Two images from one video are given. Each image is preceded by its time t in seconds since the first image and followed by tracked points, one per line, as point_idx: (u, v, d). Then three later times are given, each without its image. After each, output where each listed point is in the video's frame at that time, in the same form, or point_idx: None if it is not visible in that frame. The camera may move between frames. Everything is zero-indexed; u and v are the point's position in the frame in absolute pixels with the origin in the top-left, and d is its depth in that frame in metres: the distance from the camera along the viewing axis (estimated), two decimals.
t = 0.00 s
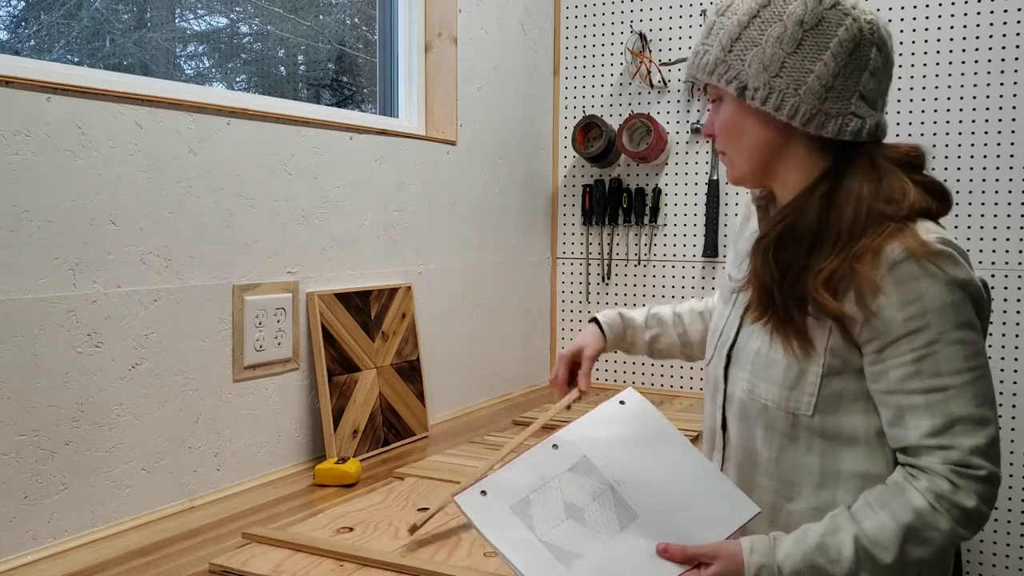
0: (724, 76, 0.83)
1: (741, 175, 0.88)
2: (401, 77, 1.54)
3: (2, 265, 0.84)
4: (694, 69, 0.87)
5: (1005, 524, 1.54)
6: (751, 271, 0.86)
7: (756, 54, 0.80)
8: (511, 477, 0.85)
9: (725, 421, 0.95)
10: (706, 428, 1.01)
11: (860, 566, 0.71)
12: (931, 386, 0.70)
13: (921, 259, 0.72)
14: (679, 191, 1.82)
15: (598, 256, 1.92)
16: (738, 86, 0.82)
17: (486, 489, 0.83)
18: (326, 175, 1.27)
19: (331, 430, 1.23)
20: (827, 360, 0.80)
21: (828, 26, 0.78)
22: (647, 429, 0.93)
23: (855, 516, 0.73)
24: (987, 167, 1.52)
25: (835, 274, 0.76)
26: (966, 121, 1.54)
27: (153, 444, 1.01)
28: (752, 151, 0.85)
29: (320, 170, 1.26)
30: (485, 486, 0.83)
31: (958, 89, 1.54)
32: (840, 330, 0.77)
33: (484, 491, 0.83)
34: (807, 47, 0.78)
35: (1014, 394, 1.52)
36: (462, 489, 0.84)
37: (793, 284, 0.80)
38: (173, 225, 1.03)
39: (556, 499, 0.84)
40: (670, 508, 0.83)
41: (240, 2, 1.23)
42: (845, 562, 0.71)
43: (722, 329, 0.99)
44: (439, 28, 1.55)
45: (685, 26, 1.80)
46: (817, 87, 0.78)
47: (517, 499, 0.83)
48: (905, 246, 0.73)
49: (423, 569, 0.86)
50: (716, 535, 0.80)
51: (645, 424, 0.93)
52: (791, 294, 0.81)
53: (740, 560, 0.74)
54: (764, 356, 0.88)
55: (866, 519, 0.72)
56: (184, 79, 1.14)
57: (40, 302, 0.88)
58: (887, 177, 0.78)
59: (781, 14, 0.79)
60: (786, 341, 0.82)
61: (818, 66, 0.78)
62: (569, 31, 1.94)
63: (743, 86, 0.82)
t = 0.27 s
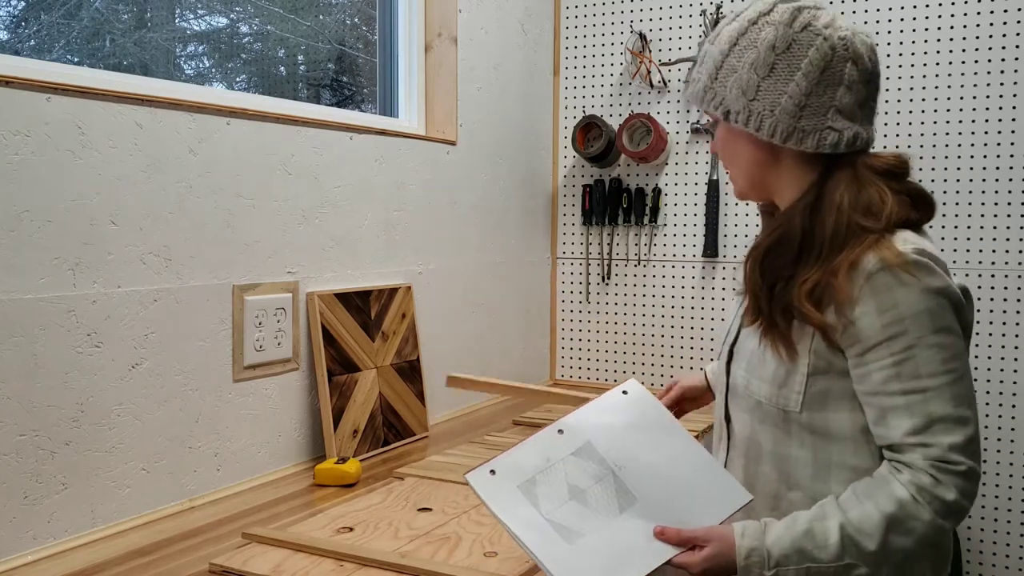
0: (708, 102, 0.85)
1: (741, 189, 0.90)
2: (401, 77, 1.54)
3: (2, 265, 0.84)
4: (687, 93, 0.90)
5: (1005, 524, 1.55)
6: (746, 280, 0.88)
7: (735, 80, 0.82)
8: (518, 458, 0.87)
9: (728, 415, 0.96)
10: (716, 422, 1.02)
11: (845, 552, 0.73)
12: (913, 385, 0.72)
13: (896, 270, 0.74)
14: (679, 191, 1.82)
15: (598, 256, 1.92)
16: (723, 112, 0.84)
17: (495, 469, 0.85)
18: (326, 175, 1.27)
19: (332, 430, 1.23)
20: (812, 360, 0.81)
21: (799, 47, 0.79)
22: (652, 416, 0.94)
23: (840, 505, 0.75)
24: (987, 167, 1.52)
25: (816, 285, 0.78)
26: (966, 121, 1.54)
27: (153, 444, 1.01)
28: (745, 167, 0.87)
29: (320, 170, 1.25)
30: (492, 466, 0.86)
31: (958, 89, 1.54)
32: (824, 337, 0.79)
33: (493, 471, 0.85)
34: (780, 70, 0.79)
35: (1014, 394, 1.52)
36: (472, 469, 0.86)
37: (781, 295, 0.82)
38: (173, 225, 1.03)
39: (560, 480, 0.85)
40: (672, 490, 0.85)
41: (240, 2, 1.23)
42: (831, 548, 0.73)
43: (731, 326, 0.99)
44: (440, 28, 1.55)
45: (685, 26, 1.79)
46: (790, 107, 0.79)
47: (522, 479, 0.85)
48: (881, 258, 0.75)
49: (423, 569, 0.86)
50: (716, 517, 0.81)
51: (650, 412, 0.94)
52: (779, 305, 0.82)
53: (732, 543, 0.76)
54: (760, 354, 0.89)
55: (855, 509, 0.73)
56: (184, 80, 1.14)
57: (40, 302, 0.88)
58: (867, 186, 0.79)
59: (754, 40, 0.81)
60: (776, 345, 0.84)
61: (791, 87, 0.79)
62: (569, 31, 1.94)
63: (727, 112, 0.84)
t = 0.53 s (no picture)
0: (713, 115, 0.87)
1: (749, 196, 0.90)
2: (400, 77, 1.54)
3: (2, 265, 0.84)
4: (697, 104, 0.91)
5: (1004, 523, 1.55)
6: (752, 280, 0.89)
7: (733, 93, 0.83)
8: (523, 438, 0.90)
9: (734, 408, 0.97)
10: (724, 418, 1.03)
11: (830, 535, 0.75)
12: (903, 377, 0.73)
13: (892, 264, 0.75)
14: (679, 191, 1.82)
15: (598, 256, 1.92)
16: (726, 125, 0.85)
17: (500, 447, 0.89)
18: (326, 175, 1.27)
19: (332, 430, 1.23)
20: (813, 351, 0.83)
21: (792, 58, 0.79)
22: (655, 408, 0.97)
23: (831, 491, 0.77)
24: (987, 167, 1.52)
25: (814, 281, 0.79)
26: (967, 121, 1.54)
27: (153, 444, 1.01)
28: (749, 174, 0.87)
29: (320, 170, 1.25)
30: (499, 445, 0.89)
31: (958, 89, 1.54)
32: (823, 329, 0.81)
33: (498, 449, 0.89)
34: (774, 82, 0.80)
35: (1014, 394, 1.52)
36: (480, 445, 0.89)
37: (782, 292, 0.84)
38: (173, 226, 1.03)
39: (562, 459, 0.88)
40: (668, 474, 0.87)
41: (240, 2, 1.23)
42: (815, 530, 0.75)
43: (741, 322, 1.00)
44: (439, 28, 1.55)
45: (685, 26, 1.79)
46: (784, 118, 0.80)
47: (525, 457, 0.88)
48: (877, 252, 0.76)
49: (423, 569, 0.86)
50: (707, 499, 0.84)
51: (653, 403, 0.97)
52: (780, 301, 0.84)
53: (720, 522, 0.79)
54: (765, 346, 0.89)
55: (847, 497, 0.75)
56: (184, 79, 1.14)
57: (40, 302, 0.88)
58: (864, 185, 0.80)
59: (748, 55, 0.82)
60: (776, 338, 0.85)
61: (784, 98, 0.80)
62: (569, 31, 1.94)
63: (729, 124, 0.85)
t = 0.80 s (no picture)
0: (716, 116, 0.87)
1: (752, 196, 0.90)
2: (400, 77, 1.54)
3: (2, 265, 0.84)
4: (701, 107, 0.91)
5: (1004, 523, 1.55)
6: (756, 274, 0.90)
7: (736, 95, 0.83)
8: (531, 423, 0.92)
9: (734, 404, 0.97)
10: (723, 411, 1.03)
11: (832, 522, 0.76)
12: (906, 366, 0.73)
13: (899, 253, 0.75)
14: (679, 191, 1.82)
15: (598, 256, 1.92)
16: (729, 126, 0.85)
17: (508, 431, 0.91)
18: (326, 175, 1.27)
19: (332, 430, 1.23)
20: (817, 342, 0.82)
21: (794, 59, 0.79)
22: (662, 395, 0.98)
23: (834, 479, 0.77)
24: (987, 167, 1.52)
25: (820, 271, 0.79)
26: (966, 121, 1.54)
27: (153, 444, 1.01)
28: (752, 174, 0.87)
29: (320, 170, 1.25)
30: (507, 428, 0.91)
31: (958, 89, 1.54)
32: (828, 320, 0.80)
33: (506, 433, 0.91)
34: (777, 82, 0.80)
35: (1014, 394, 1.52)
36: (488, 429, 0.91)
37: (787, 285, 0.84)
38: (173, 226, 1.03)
39: (568, 442, 0.90)
40: (673, 460, 0.89)
41: (240, 1, 1.23)
42: (817, 517, 0.76)
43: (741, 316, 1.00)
44: (439, 28, 1.55)
45: (685, 26, 1.79)
46: (787, 117, 0.79)
47: (533, 440, 0.90)
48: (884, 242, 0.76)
49: (423, 569, 0.86)
50: (710, 483, 0.85)
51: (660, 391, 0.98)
52: (784, 293, 0.84)
53: (723, 508, 0.80)
54: (767, 340, 0.89)
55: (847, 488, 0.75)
56: (184, 79, 1.14)
57: (40, 302, 0.88)
58: (869, 178, 0.80)
59: (750, 57, 0.82)
60: (779, 329, 0.85)
61: (787, 98, 0.79)
62: (569, 31, 1.94)
63: (733, 126, 0.85)
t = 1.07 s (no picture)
0: (713, 118, 0.87)
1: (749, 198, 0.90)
2: (401, 77, 1.54)
3: (2, 265, 0.84)
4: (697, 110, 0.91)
5: (1005, 523, 1.55)
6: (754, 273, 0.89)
7: (734, 96, 0.83)
8: (533, 421, 0.93)
9: (734, 403, 0.97)
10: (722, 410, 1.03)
11: (832, 518, 0.76)
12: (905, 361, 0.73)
13: (896, 249, 0.75)
14: (679, 191, 1.82)
15: (598, 256, 1.92)
16: (727, 127, 0.85)
17: (511, 429, 0.92)
18: (326, 175, 1.27)
19: (332, 430, 1.23)
20: (817, 339, 0.82)
21: (791, 59, 0.79)
22: (665, 396, 0.99)
23: (832, 474, 0.78)
24: (987, 167, 1.52)
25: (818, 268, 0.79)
26: (967, 121, 1.54)
27: (153, 444, 1.01)
28: (748, 175, 0.87)
29: (320, 170, 1.26)
30: (509, 425, 0.92)
31: (958, 89, 1.54)
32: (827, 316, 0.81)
33: (509, 430, 0.91)
34: (774, 83, 0.80)
35: (1014, 394, 1.52)
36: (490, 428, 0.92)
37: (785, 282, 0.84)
38: (173, 225, 1.03)
39: (571, 439, 0.91)
40: (676, 457, 0.89)
41: (240, 2, 1.23)
42: (817, 513, 0.76)
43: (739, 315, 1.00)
44: (439, 28, 1.55)
45: (685, 26, 1.79)
46: (785, 117, 0.79)
47: (535, 438, 0.91)
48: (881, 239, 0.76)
49: (423, 570, 0.86)
50: (712, 480, 0.85)
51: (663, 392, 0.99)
52: (782, 290, 0.84)
53: (723, 505, 0.80)
54: (766, 339, 0.90)
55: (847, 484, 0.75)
56: (184, 79, 1.14)
57: (40, 302, 0.88)
58: (866, 176, 0.80)
59: (747, 58, 0.82)
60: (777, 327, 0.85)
61: (785, 98, 0.79)
62: (569, 31, 1.94)
63: (730, 126, 0.85)
